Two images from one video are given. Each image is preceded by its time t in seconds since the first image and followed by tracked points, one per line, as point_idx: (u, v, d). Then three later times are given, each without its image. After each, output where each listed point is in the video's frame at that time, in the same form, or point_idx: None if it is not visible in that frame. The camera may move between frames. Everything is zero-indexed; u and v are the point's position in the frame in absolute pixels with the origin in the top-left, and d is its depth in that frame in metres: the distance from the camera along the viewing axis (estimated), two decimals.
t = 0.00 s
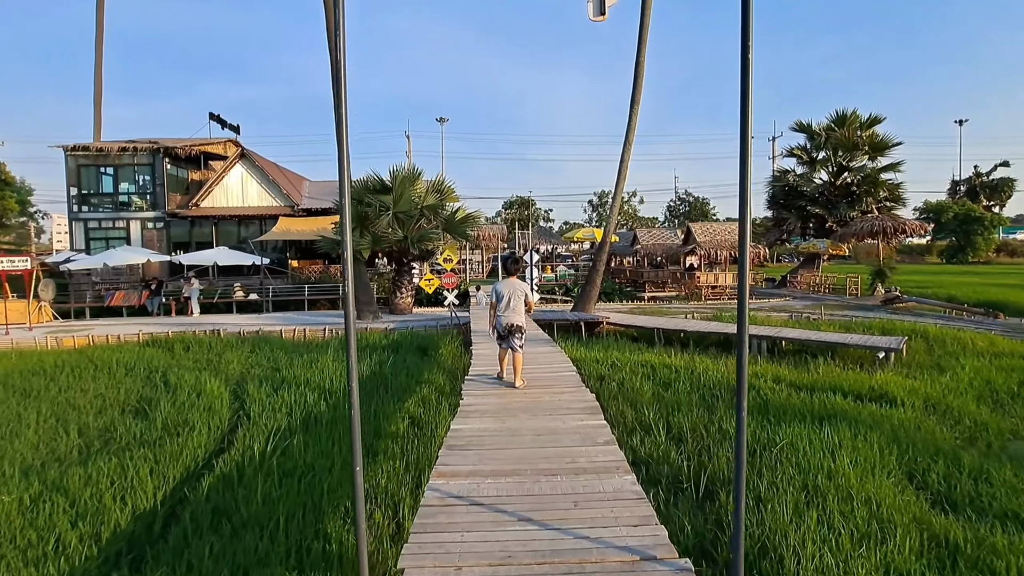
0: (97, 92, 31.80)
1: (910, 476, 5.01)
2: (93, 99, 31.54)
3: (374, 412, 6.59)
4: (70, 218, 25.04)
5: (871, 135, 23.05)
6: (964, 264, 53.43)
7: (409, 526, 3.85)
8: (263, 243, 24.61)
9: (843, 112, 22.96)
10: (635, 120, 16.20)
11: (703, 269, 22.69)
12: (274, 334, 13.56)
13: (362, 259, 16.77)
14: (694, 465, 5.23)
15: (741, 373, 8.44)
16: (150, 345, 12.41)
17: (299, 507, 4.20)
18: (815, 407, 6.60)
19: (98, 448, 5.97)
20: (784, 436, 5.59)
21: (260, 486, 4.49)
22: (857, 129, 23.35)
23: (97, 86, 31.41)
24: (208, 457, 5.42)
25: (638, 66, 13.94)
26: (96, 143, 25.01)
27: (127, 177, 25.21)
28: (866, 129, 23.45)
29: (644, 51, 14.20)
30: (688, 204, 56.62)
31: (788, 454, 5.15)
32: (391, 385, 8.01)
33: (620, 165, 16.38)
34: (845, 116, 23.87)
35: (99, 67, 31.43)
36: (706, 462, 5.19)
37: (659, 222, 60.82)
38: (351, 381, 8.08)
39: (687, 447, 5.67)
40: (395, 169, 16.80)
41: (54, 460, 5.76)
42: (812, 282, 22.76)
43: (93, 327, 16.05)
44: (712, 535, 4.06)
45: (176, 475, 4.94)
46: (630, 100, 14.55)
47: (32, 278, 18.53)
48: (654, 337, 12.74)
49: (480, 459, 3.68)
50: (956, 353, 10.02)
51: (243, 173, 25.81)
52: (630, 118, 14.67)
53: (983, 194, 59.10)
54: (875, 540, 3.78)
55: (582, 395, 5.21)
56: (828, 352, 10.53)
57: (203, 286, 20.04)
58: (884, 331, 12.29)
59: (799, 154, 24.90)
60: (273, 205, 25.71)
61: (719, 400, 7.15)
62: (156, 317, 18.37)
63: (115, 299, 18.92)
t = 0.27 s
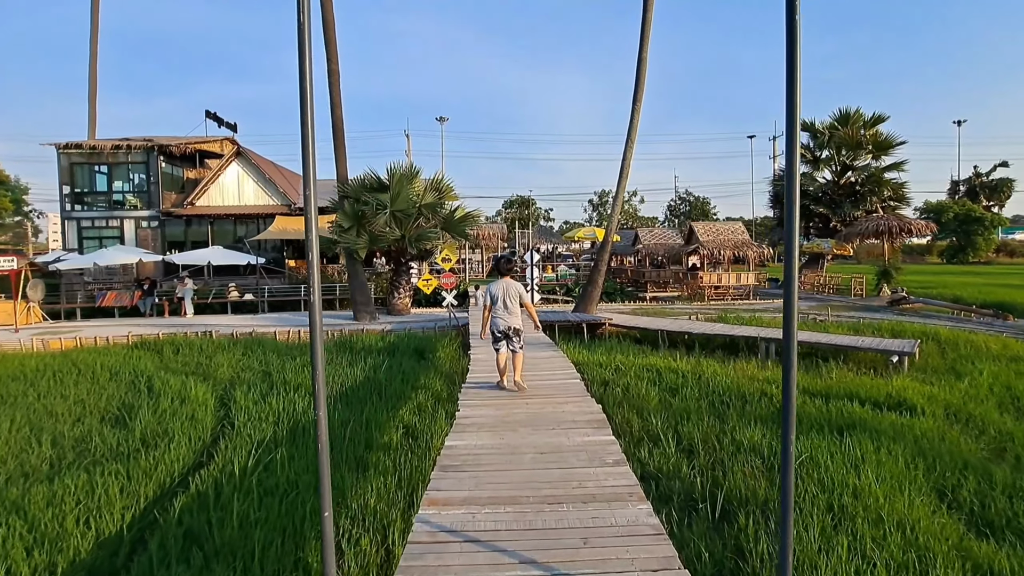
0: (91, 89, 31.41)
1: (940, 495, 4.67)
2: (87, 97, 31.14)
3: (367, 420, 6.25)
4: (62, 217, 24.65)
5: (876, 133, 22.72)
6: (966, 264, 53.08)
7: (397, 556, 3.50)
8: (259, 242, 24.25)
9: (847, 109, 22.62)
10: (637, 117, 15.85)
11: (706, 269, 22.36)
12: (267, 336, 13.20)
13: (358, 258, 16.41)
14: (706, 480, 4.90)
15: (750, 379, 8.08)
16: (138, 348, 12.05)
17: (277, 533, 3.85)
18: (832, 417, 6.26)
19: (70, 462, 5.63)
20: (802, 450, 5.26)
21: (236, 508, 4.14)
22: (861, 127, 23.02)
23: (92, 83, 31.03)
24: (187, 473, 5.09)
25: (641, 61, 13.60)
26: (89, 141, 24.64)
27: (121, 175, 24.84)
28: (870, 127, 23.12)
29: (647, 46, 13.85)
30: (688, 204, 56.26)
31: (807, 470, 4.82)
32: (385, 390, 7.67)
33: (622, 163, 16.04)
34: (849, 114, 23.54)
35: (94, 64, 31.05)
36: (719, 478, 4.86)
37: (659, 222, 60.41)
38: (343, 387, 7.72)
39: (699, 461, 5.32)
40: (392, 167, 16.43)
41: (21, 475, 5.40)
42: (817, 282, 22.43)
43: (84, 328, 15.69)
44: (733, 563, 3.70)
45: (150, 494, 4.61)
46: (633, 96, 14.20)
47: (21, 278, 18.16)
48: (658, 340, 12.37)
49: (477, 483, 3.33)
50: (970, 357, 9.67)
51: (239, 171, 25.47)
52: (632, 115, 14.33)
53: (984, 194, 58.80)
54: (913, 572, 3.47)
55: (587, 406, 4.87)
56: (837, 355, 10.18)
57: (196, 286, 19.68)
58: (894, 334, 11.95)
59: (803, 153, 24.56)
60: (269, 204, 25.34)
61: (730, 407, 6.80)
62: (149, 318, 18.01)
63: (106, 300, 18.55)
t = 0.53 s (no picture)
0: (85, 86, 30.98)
1: (982, 512, 4.30)
2: (82, 93, 30.73)
3: (360, 428, 5.86)
4: (55, 214, 24.24)
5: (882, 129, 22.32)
6: (969, 263, 52.69)
7: None
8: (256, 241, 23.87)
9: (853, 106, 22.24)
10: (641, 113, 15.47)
11: (710, 268, 21.98)
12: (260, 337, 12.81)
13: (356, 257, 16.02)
14: (726, 495, 4.52)
15: (765, 383, 7.68)
16: (127, 349, 11.67)
17: (255, 561, 3.48)
18: (855, 425, 5.88)
19: (40, 476, 5.23)
20: (829, 462, 4.88)
21: (213, 530, 3.76)
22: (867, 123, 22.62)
23: (86, 79, 30.60)
24: (164, 489, 4.70)
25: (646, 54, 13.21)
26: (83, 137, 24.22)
27: (115, 172, 24.43)
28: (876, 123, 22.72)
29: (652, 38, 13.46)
30: (690, 202, 55.88)
31: (838, 486, 4.44)
32: (381, 394, 7.27)
33: (626, 158, 15.64)
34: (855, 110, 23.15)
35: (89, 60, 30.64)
36: (740, 493, 4.48)
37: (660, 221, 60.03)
38: (336, 391, 7.33)
39: (715, 473, 4.93)
40: (390, 163, 15.99)
41: None
42: (823, 281, 22.02)
43: (73, 328, 15.31)
44: None
45: (122, 514, 4.22)
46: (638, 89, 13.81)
47: (10, 277, 17.77)
48: (664, 340, 11.96)
49: (477, 512, 2.94)
50: (990, 359, 9.30)
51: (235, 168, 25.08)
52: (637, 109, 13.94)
53: (987, 192, 58.46)
54: None
55: (596, 416, 4.49)
56: (849, 357, 9.81)
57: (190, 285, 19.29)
58: (907, 334, 11.57)
59: (808, 150, 24.15)
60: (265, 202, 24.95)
61: (745, 414, 6.42)
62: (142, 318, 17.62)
63: (98, 299, 18.15)
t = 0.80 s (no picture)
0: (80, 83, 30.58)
1: None
2: (77, 91, 30.33)
3: (353, 438, 5.52)
4: (49, 214, 23.87)
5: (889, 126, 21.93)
6: (972, 262, 52.28)
7: None
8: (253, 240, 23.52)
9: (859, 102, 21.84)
10: (644, 110, 15.12)
11: (714, 267, 21.63)
12: (254, 340, 12.46)
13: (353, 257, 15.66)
14: (746, 517, 4.18)
15: (778, 389, 7.33)
16: (117, 352, 11.32)
17: None
18: (879, 436, 5.54)
19: (8, 492, 4.87)
20: (856, 480, 4.54)
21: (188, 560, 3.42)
22: (874, 121, 22.23)
23: (81, 77, 30.20)
24: (139, 510, 4.36)
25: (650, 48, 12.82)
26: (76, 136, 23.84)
27: (109, 171, 24.06)
28: (883, 120, 22.32)
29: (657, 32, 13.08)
30: (691, 201, 55.45)
31: (869, 508, 4.11)
32: (375, 401, 6.92)
33: (630, 156, 15.28)
34: (861, 107, 22.75)
35: (83, 57, 30.24)
36: (762, 514, 4.14)
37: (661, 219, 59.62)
38: (329, 398, 6.98)
39: (733, 491, 4.59)
40: (388, 161, 15.61)
41: None
42: (830, 281, 21.66)
43: (64, 330, 14.95)
44: None
45: (90, 540, 3.88)
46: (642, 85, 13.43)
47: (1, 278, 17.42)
48: (669, 343, 11.62)
49: (475, 550, 2.61)
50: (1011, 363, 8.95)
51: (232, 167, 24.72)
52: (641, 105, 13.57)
53: (991, 190, 58.04)
54: None
55: (605, 431, 4.15)
56: (863, 361, 9.47)
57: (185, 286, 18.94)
58: (920, 337, 11.21)
59: (813, 147, 23.77)
60: (262, 201, 24.60)
61: (761, 422, 6.07)
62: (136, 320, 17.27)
63: (91, 300, 17.79)
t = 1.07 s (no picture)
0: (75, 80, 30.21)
1: None
2: (72, 88, 29.96)
3: (340, 448, 5.14)
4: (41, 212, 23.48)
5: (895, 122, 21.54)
6: (976, 261, 51.86)
7: None
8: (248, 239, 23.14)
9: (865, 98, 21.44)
10: (647, 106, 14.76)
11: (718, 266, 21.25)
12: (246, 341, 12.10)
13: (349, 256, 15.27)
14: (768, 539, 3.81)
15: (792, 393, 6.96)
16: (104, 355, 10.95)
17: None
18: (904, 446, 5.17)
19: None
20: (884, 498, 4.17)
21: None
22: (880, 116, 21.83)
23: (75, 74, 29.83)
24: (103, 531, 3.99)
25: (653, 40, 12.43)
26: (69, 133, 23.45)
27: (102, 169, 23.68)
28: (889, 116, 21.92)
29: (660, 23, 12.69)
30: (693, 199, 55.06)
31: (902, 530, 3.74)
32: (367, 406, 6.55)
33: (632, 152, 14.90)
34: (867, 102, 22.35)
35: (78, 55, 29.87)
36: (786, 537, 3.77)
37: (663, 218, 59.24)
38: (318, 404, 6.61)
39: (752, 509, 4.21)
40: (384, 157, 15.21)
41: None
42: (836, 280, 21.26)
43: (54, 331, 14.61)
44: None
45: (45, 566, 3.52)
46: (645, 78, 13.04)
47: None
48: (674, 344, 11.24)
49: None
50: None
51: (227, 165, 24.35)
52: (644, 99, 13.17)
53: (995, 188, 57.62)
54: None
55: (612, 446, 3.78)
56: (877, 363, 9.09)
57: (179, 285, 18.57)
58: (935, 338, 10.82)
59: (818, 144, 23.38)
60: (258, 199, 24.22)
61: (775, 431, 5.70)
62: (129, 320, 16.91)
63: (82, 300, 17.41)
